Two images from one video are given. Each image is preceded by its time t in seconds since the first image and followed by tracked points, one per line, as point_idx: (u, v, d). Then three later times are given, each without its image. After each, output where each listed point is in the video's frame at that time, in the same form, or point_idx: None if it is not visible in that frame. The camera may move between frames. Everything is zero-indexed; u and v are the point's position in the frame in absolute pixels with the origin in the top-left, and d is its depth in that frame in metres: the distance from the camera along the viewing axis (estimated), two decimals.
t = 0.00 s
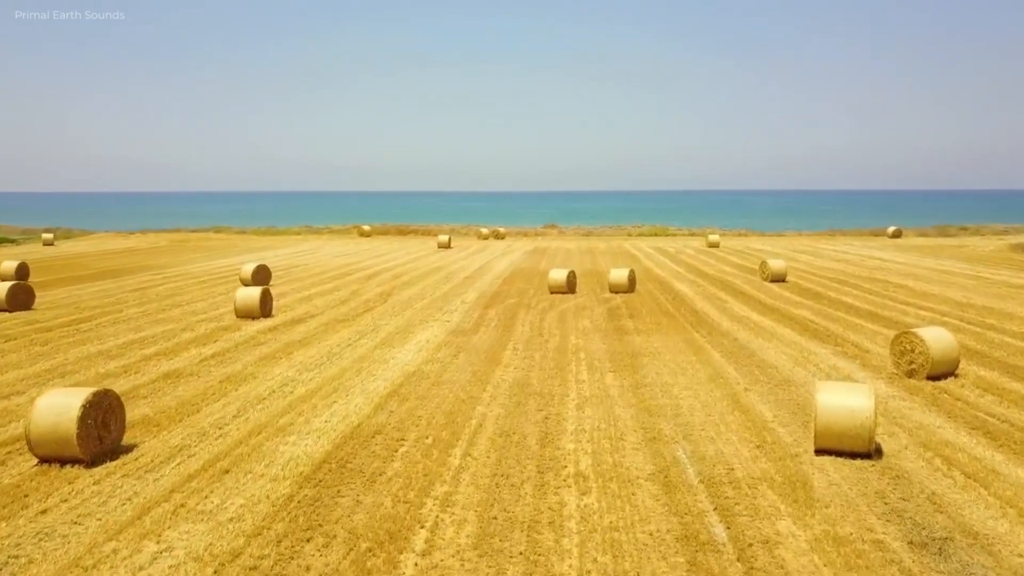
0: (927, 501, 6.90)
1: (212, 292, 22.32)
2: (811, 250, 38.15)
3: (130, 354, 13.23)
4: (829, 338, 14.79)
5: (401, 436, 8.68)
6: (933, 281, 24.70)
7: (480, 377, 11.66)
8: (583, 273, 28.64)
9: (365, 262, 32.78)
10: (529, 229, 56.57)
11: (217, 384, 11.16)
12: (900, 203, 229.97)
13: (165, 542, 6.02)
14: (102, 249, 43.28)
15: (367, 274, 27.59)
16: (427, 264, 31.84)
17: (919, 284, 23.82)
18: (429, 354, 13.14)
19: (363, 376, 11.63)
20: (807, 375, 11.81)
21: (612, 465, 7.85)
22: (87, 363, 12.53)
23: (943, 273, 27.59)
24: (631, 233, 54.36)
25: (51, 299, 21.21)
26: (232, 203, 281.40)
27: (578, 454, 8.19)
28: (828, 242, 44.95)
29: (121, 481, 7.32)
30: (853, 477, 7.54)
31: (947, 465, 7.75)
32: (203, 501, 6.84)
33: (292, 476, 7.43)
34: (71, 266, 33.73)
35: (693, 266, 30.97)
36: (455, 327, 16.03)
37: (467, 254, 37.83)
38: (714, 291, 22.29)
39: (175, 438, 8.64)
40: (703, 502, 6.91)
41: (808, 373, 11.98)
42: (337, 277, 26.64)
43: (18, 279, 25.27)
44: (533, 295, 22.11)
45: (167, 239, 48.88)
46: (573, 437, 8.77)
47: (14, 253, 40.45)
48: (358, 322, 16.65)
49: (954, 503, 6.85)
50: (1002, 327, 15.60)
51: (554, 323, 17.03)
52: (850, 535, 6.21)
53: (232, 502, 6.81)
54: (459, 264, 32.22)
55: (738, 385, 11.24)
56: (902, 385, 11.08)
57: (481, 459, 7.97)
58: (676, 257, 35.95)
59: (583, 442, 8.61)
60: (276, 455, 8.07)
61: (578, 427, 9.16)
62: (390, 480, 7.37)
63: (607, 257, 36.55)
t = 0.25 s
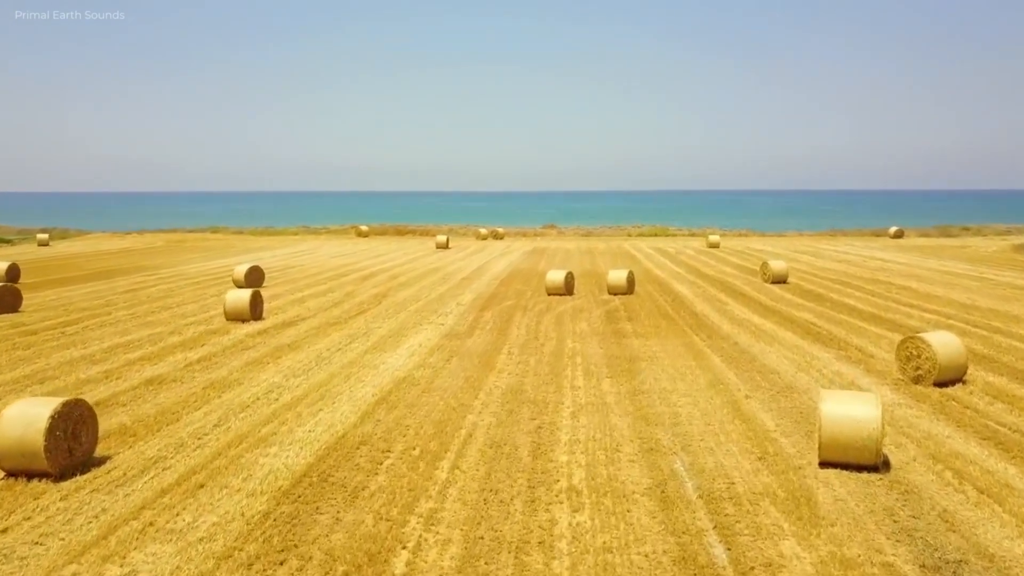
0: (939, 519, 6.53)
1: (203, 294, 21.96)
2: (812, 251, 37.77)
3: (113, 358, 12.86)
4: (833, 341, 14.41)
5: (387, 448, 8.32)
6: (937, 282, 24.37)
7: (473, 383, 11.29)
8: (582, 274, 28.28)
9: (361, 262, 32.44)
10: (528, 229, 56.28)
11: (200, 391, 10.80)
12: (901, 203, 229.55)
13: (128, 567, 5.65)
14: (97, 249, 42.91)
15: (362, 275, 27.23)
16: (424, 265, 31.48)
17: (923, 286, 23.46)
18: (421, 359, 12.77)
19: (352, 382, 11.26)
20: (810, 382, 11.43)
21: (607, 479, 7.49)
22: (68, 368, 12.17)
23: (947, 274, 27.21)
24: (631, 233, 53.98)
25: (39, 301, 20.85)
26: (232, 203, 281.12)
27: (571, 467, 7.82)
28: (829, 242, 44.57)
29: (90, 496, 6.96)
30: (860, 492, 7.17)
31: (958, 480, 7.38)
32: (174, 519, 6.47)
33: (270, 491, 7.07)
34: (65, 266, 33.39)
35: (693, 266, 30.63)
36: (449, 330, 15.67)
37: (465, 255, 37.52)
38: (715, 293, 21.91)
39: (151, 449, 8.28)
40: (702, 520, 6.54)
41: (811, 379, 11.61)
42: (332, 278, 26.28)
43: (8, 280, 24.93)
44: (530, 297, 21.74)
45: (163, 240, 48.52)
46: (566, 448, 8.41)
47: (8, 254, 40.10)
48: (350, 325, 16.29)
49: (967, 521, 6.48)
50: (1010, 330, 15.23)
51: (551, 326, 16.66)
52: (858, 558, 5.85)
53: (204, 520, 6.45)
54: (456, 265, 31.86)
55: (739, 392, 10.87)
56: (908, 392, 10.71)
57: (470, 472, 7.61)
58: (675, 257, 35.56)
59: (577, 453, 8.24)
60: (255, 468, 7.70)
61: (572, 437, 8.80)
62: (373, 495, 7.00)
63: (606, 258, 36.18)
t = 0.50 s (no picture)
0: (951, 539, 6.17)
1: (195, 296, 21.61)
2: (813, 251, 37.40)
3: (96, 364, 12.49)
4: (836, 346, 14.05)
5: (371, 461, 7.96)
6: (941, 284, 24.05)
7: (465, 389, 10.93)
8: (580, 275, 27.91)
9: (357, 263, 32.10)
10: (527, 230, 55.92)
11: (182, 398, 10.43)
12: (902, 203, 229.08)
13: None
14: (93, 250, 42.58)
15: (358, 276, 26.84)
16: (420, 266, 31.10)
17: (927, 287, 23.11)
18: (412, 364, 12.41)
19: (339, 389, 10.90)
20: (813, 389, 11.07)
21: (601, 495, 7.13)
22: (48, 374, 11.80)
23: (950, 275, 26.82)
24: (631, 233, 53.61)
25: (28, 303, 20.49)
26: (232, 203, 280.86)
27: (564, 481, 7.47)
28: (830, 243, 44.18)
29: (55, 514, 6.60)
30: (868, 509, 6.81)
31: (970, 495, 7.02)
32: (141, 540, 6.11)
33: (245, 508, 6.71)
34: (58, 267, 33.05)
35: (693, 267, 30.27)
36: (443, 333, 15.30)
37: (463, 255, 37.18)
38: (715, 295, 21.54)
39: (124, 461, 7.91)
40: (701, 540, 6.17)
41: (814, 386, 11.24)
42: (327, 280, 25.90)
43: None
44: (527, 298, 21.37)
45: (160, 240, 48.17)
46: (559, 461, 8.04)
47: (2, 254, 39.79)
48: (341, 328, 15.92)
49: (982, 542, 6.12)
50: (1017, 334, 14.88)
51: (547, 330, 16.29)
52: None
53: (173, 540, 6.09)
54: (453, 265, 31.49)
55: (740, 400, 10.50)
56: (915, 400, 10.34)
57: (457, 487, 7.24)
58: (675, 258, 35.18)
59: (571, 466, 7.88)
60: (232, 482, 7.34)
61: (566, 448, 8.44)
62: (354, 513, 6.64)
63: (605, 259, 35.80)
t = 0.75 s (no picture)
0: (966, 562, 5.80)
1: (186, 298, 21.24)
2: (815, 252, 37.04)
3: (77, 369, 12.12)
4: (839, 350, 13.69)
5: (354, 474, 7.59)
6: (944, 285, 23.74)
7: (456, 396, 10.56)
8: (578, 277, 27.53)
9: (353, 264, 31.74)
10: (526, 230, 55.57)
11: (162, 405, 10.06)
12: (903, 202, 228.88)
13: None
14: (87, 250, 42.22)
15: (353, 277, 26.47)
16: (417, 267, 30.71)
17: (930, 289, 22.77)
18: (403, 370, 12.04)
19: (326, 396, 10.53)
20: (817, 396, 10.70)
21: (594, 512, 6.76)
22: (26, 380, 11.43)
23: (954, 277, 26.44)
24: (630, 234, 53.24)
25: (15, 305, 20.11)
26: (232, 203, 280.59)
27: (555, 497, 7.10)
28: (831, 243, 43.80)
29: (15, 534, 6.23)
30: (877, 528, 6.44)
31: (984, 513, 6.64)
32: (104, 563, 5.75)
33: (217, 528, 6.34)
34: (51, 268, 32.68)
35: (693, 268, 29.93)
36: (436, 337, 14.94)
37: (461, 256, 36.85)
38: (715, 297, 21.18)
39: (94, 475, 7.54)
40: (699, 563, 5.81)
41: (818, 393, 10.87)
42: (321, 281, 25.52)
43: None
44: (524, 300, 21.00)
45: (155, 240, 47.76)
46: (552, 475, 7.66)
47: None
48: (333, 332, 15.56)
49: (999, 565, 5.75)
50: None
51: (543, 333, 15.92)
52: None
53: (138, 564, 5.72)
54: (450, 266, 31.14)
55: (740, 408, 10.12)
56: (923, 408, 9.97)
57: (442, 504, 6.87)
58: (675, 259, 34.81)
59: (563, 480, 7.51)
60: (206, 498, 6.98)
61: (559, 461, 8.07)
62: (332, 533, 6.28)
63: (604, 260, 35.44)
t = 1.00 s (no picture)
0: None
1: (177, 300, 20.86)
2: (816, 253, 36.64)
3: (56, 375, 11.73)
4: (842, 354, 13.32)
5: (335, 489, 7.22)
6: (948, 286, 23.41)
7: (447, 404, 10.19)
8: (576, 278, 27.16)
9: (349, 265, 31.38)
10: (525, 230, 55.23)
11: (140, 413, 9.68)
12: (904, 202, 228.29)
13: None
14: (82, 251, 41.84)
15: (347, 279, 26.09)
16: (413, 268, 30.33)
17: (934, 290, 22.43)
18: (392, 376, 11.66)
19: (312, 404, 10.15)
20: (820, 404, 10.32)
21: (586, 531, 6.39)
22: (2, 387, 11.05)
23: (958, 278, 26.04)
24: (629, 234, 52.87)
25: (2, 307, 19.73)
26: (232, 203, 280.18)
27: (546, 514, 6.73)
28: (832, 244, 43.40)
29: None
30: (887, 549, 6.06)
31: (1000, 533, 6.27)
32: None
33: (185, 549, 5.96)
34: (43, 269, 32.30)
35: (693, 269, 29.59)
36: (429, 341, 14.57)
37: (459, 256, 36.50)
38: (715, 299, 20.81)
39: (61, 490, 7.16)
40: None
41: (822, 400, 10.50)
42: (315, 283, 25.15)
43: None
44: (520, 303, 20.62)
45: (151, 241, 47.39)
46: (543, 489, 7.28)
47: None
48: (323, 336, 15.19)
49: None
50: None
51: (539, 336, 15.55)
52: None
53: None
54: (447, 268, 30.75)
55: (741, 416, 9.75)
56: (931, 416, 9.60)
57: (426, 522, 6.49)
58: (674, 259, 34.43)
59: (555, 495, 7.14)
60: (177, 515, 6.61)
61: (551, 474, 7.71)
62: (307, 555, 5.90)
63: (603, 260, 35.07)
